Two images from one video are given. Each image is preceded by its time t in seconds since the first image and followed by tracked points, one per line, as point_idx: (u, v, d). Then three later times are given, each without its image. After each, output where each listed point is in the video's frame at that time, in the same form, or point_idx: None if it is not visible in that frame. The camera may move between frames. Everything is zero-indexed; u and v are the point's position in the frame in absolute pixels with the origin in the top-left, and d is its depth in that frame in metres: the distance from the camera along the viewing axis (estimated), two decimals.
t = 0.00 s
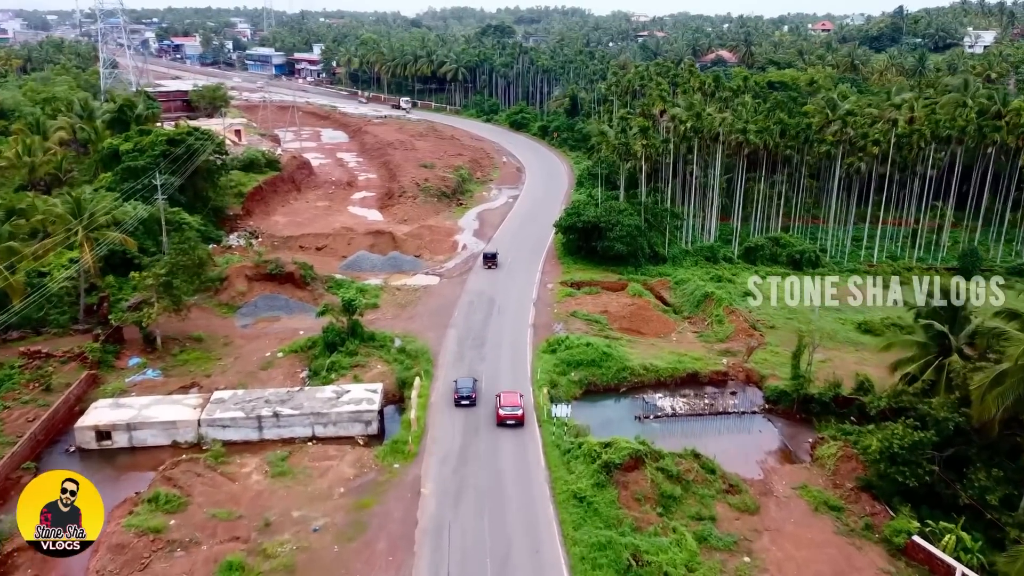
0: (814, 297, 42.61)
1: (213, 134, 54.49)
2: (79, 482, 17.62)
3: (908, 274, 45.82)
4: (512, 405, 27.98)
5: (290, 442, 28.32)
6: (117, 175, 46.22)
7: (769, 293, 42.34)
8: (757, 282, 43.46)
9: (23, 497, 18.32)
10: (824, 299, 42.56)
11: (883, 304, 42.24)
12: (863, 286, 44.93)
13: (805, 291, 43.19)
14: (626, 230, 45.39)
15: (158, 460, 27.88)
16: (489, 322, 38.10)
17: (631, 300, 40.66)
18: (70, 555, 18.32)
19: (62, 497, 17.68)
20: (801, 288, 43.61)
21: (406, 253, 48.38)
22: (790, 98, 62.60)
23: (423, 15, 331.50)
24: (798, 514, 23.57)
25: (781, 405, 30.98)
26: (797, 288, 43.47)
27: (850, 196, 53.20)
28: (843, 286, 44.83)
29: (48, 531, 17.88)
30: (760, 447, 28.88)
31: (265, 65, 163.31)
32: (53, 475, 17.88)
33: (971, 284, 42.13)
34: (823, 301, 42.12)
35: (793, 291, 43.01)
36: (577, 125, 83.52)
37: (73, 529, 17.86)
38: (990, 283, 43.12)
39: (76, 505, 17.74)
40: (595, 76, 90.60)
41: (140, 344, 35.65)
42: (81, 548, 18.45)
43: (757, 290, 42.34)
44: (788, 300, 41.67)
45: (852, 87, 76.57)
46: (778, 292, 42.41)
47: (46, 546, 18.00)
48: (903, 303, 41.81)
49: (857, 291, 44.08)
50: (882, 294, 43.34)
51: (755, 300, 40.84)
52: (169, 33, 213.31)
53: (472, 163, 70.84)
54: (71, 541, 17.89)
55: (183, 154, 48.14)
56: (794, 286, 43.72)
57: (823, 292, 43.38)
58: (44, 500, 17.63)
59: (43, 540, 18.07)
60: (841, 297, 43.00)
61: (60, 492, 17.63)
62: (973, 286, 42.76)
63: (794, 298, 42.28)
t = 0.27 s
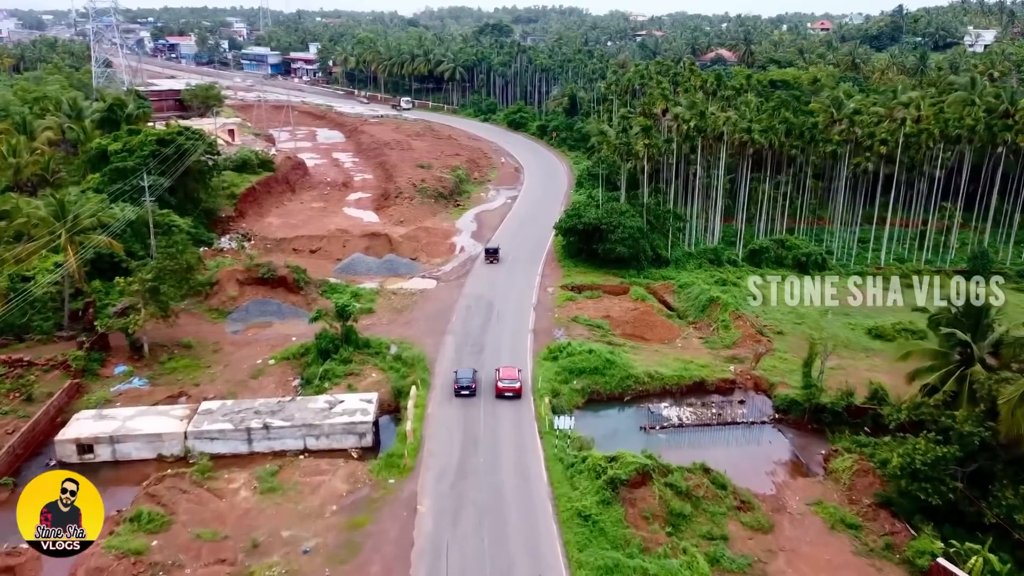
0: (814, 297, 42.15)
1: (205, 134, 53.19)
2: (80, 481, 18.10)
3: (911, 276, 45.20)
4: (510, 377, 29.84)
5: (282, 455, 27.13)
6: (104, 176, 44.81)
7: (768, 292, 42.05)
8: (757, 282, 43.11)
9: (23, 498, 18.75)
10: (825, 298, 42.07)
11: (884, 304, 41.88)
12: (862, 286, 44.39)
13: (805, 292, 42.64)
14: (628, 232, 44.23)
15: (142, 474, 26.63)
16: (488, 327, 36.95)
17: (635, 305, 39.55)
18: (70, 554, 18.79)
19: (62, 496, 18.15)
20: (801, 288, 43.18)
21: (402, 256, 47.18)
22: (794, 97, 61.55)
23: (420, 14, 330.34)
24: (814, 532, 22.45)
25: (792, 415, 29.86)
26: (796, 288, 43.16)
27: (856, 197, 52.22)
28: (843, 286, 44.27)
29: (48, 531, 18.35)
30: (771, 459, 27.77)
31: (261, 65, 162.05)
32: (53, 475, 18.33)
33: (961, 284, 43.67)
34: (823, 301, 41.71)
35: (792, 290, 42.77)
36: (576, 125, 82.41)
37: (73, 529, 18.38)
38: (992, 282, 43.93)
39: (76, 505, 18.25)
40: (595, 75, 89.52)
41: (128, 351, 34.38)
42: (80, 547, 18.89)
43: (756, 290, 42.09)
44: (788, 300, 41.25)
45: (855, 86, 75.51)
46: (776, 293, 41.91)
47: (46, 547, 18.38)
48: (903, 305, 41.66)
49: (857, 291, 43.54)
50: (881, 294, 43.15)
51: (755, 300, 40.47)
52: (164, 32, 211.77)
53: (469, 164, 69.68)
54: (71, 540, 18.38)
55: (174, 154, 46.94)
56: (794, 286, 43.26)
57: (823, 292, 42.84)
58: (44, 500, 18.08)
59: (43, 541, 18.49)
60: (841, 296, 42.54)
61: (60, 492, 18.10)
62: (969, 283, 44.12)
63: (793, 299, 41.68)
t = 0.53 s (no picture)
0: (814, 296, 41.71)
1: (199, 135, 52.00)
2: (80, 481, 17.77)
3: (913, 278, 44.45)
4: (512, 354, 31.53)
5: (274, 470, 25.98)
6: (94, 178, 43.50)
7: (767, 292, 41.59)
8: (757, 282, 42.57)
9: (22, 498, 18.39)
10: (824, 298, 41.60)
11: (883, 304, 41.43)
12: (862, 286, 43.93)
13: (805, 293, 42.03)
14: (633, 235, 43.07)
15: (128, 490, 25.47)
16: (489, 334, 35.82)
17: (640, 310, 38.43)
18: (70, 555, 18.49)
19: (62, 497, 17.81)
20: (801, 288, 42.89)
21: (401, 259, 45.98)
22: (800, 97, 60.46)
23: (419, 14, 329.08)
24: (834, 555, 21.32)
25: (806, 427, 28.70)
26: (795, 286, 42.94)
27: (865, 199, 51.18)
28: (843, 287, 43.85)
29: (48, 531, 18.04)
30: (785, 473, 26.64)
31: (258, 64, 160.86)
32: (53, 475, 18.02)
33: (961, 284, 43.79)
34: (823, 300, 41.21)
35: (792, 289, 42.32)
36: (578, 124, 81.29)
37: (73, 529, 18.01)
38: (993, 282, 43.75)
39: (76, 505, 17.89)
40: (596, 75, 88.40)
41: (116, 359, 33.19)
42: (80, 546, 18.57)
43: (755, 289, 41.69)
44: (788, 300, 40.68)
45: (861, 85, 74.29)
46: (776, 292, 41.48)
47: (46, 546, 18.10)
48: (903, 305, 41.30)
49: (856, 291, 43.07)
50: (881, 293, 42.66)
51: (753, 298, 40.20)
52: (162, 31, 210.51)
53: (469, 164, 68.49)
54: (71, 540, 18.05)
55: (166, 156, 45.77)
56: (794, 285, 42.90)
57: (823, 292, 42.33)
58: (44, 500, 17.74)
59: (43, 540, 18.17)
60: (840, 297, 42.12)
61: (60, 492, 17.76)
62: (970, 283, 44.18)
63: (793, 298, 41.27)
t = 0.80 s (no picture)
0: (814, 297, 41.24)
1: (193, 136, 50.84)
2: (81, 482, 19.51)
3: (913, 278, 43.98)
4: (515, 335, 33.17)
5: (267, 488, 24.84)
6: (84, 180, 42.31)
7: (768, 293, 41.20)
8: (757, 281, 42.28)
9: (22, 499, 19.82)
10: (825, 298, 41.09)
11: (883, 304, 40.93)
12: (863, 286, 43.38)
13: (807, 294, 41.47)
14: (638, 239, 41.93)
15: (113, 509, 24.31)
16: (490, 342, 34.60)
17: (647, 317, 37.27)
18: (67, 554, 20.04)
19: (62, 497, 19.38)
20: (802, 287, 42.32)
21: (400, 264, 44.80)
22: (807, 97, 59.34)
23: (419, 14, 327.82)
24: None
25: (821, 441, 27.57)
26: (796, 286, 42.60)
27: (876, 201, 50.14)
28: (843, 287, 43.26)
29: (48, 531, 19.52)
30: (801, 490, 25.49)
31: (258, 64, 159.73)
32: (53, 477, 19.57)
33: (960, 283, 43.39)
34: (824, 300, 40.66)
35: (792, 291, 41.90)
36: (580, 125, 80.15)
37: (73, 529, 19.56)
38: (994, 283, 43.37)
39: (76, 505, 19.51)
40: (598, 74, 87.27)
41: (104, 369, 32.04)
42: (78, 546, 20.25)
43: (756, 290, 41.28)
44: (787, 300, 40.40)
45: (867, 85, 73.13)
46: (776, 292, 41.19)
47: (47, 546, 19.67)
48: (903, 305, 40.88)
49: (856, 291, 42.47)
50: (882, 294, 42.15)
51: (754, 299, 39.87)
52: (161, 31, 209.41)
53: (469, 165, 67.28)
54: (70, 540, 19.59)
55: (158, 159, 44.63)
56: (794, 286, 42.55)
57: (824, 292, 41.84)
58: (44, 500, 19.24)
59: (44, 540, 19.71)
60: (840, 296, 41.50)
61: (60, 492, 19.37)
62: (970, 283, 43.74)
63: (793, 298, 40.92)
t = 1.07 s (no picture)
0: (814, 297, 40.86)
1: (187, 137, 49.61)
2: (80, 481, 19.59)
3: (912, 279, 43.68)
4: (519, 319, 34.66)
5: (258, 508, 23.69)
6: (74, 183, 41.11)
7: (767, 292, 40.98)
8: (757, 281, 42.04)
9: (22, 501, 19.90)
10: (824, 297, 40.76)
11: (883, 304, 40.51)
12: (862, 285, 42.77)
13: (806, 294, 41.14)
14: (644, 243, 40.75)
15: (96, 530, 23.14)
16: (491, 350, 33.42)
17: (653, 324, 36.10)
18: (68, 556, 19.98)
19: (63, 497, 19.45)
20: (802, 286, 41.98)
21: (398, 268, 43.60)
22: (814, 98, 58.21)
23: (419, 14, 326.62)
24: None
25: (837, 457, 26.40)
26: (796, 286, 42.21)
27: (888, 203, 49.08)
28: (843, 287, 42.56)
29: (48, 531, 19.52)
30: (817, 510, 24.35)
31: (256, 65, 158.62)
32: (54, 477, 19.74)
33: (960, 283, 42.94)
34: (823, 301, 40.28)
35: (792, 291, 41.46)
36: (582, 125, 78.99)
37: (73, 529, 19.55)
38: (992, 285, 43.10)
39: (76, 505, 19.50)
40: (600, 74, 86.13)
41: (91, 380, 30.86)
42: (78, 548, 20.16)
43: (756, 290, 41.04)
44: (788, 300, 40.08)
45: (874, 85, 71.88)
46: (776, 292, 40.89)
47: (47, 546, 19.64)
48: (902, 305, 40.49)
49: (856, 291, 42.00)
50: (882, 294, 41.71)
51: (754, 299, 39.72)
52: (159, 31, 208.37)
53: (470, 166, 66.10)
54: (71, 539, 19.55)
55: (151, 161, 43.43)
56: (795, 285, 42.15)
57: (824, 292, 41.47)
58: (44, 500, 19.32)
59: (44, 541, 19.70)
60: (840, 296, 41.15)
61: (60, 492, 19.47)
62: (970, 284, 43.30)
63: (793, 298, 40.56)
